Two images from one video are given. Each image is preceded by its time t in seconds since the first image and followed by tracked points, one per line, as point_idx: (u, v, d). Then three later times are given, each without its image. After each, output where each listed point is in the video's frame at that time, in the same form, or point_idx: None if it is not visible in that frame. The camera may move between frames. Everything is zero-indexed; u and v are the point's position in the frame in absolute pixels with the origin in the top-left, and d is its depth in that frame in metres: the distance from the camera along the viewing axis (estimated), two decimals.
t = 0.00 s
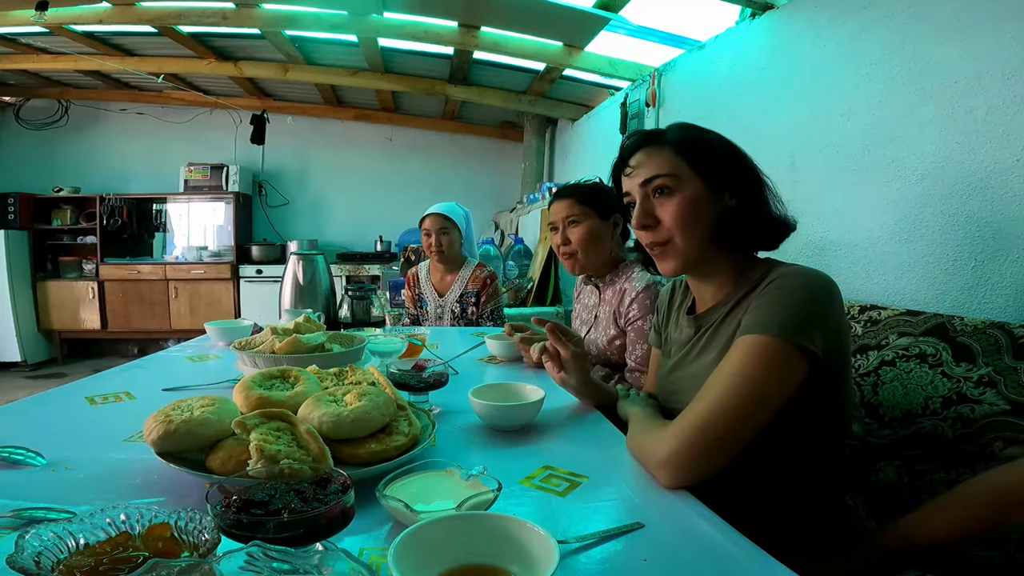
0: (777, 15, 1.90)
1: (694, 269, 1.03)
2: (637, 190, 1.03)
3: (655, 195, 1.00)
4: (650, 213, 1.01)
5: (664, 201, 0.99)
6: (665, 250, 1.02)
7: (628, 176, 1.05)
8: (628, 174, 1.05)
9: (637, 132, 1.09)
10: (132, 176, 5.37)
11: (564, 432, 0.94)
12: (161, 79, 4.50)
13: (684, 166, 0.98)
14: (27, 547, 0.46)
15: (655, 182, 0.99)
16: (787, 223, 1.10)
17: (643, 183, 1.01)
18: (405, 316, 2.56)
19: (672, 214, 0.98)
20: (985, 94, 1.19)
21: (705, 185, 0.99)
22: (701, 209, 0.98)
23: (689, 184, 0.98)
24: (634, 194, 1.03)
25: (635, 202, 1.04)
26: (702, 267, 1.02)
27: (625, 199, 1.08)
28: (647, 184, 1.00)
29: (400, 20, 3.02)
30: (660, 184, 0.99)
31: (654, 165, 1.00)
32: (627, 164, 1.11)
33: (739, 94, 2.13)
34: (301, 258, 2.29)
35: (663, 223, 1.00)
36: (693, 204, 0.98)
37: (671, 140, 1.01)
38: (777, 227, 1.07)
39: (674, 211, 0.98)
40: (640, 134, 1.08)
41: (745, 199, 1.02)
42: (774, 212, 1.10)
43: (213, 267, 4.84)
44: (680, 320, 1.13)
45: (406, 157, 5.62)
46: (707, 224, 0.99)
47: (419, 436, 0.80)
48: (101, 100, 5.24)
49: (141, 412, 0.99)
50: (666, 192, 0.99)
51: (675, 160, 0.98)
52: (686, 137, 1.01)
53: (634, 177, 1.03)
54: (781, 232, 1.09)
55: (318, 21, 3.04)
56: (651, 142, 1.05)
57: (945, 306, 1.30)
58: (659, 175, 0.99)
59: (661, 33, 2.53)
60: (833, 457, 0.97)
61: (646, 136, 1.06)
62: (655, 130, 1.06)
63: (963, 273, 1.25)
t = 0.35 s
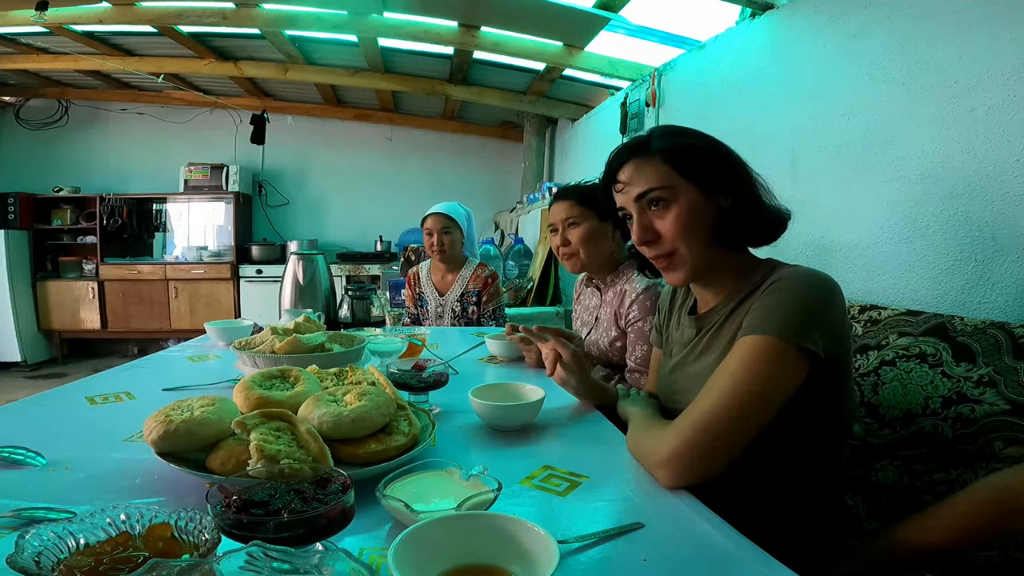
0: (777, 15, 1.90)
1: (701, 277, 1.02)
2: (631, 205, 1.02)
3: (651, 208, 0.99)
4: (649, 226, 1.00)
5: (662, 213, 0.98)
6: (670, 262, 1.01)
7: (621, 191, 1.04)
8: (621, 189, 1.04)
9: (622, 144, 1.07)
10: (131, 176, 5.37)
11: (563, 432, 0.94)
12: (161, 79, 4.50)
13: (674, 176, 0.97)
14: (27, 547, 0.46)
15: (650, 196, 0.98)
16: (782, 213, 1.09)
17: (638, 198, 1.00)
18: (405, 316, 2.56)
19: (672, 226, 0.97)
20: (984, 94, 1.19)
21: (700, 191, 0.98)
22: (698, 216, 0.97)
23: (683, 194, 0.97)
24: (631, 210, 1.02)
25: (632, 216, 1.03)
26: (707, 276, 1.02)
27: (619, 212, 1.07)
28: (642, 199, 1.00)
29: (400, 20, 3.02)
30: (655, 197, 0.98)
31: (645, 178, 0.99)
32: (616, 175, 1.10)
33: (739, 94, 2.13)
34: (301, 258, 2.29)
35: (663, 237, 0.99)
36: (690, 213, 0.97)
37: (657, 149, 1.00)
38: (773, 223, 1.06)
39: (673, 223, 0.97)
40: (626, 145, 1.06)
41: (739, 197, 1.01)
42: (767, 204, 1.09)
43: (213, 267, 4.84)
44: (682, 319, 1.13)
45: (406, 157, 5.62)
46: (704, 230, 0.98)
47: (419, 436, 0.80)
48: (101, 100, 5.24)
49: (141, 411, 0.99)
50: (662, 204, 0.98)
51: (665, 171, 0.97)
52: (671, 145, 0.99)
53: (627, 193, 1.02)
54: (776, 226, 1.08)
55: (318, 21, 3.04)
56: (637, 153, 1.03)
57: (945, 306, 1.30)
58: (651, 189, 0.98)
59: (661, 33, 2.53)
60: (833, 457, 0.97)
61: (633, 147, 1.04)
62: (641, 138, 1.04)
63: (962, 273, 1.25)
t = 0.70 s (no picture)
0: (777, 15, 1.90)
1: (693, 267, 1.02)
2: (635, 186, 1.03)
3: (653, 191, 1.00)
4: (648, 209, 1.01)
5: (663, 197, 0.99)
6: (663, 246, 1.02)
7: (629, 171, 1.06)
8: (629, 170, 1.05)
9: (639, 131, 1.09)
10: (131, 176, 5.37)
11: (563, 432, 0.94)
12: (161, 79, 4.50)
13: (683, 164, 0.98)
14: (27, 547, 0.46)
15: (654, 178, 0.99)
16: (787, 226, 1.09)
17: (642, 179, 1.01)
18: (405, 316, 2.56)
19: (671, 210, 0.98)
20: (984, 95, 1.19)
21: (705, 183, 0.98)
22: (699, 206, 0.98)
23: (687, 182, 0.98)
24: (633, 190, 1.03)
25: (634, 198, 1.04)
26: (699, 266, 1.02)
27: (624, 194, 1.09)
28: (646, 180, 1.01)
29: (400, 20, 3.02)
30: (659, 180, 0.99)
31: (654, 161, 1.00)
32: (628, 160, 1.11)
33: (738, 95, 2.13)
34: (301, 258, 2.29)
35: (661, 219, 1.00)
36: (691, 201, 0.97)
37: (673, 137, 1.01)
38: (776, 231, 1.06)
39: (672, 207, 0.98)
40: (644, 132, 1.09)
41: (745, 198, 1.01)
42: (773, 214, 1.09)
43: (213, 267, 4.84)
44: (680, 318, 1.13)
45: (406, 157, 5.62)
46: (705, 222, 0.99)
47: (419, 436, 0.80)
48: (101, 100, 5.24)
49: (141, 411, 0.99)
50: (664, 188, 0.98)
51: (674, 157, 0.98)
52: (688, 137, 1.01)
53: (634, 172, 1.03)
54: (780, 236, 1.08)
55: (318, 21, 3.04)
56: (652, 140, 1.05)
57: (945, 307, 1.30)
58: (657, 171, 0.99)
59: (661, 33, 2.53)
60: (832, 457, 0.97)
61: (649, 134, 1.06)
62: (656, 129, 1.06)
63: (962, 274, 1.25)
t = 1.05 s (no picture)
0: (777, 15, 1.90)
1: (696, 259, 1.03)
2: (646, 179, 1.04)
3: (663, 183, 1.01)
4: (657, 199, 1.02)
5: (672, 190, 1.00)
6: (670, 237, 1.03)
7: (641, 163, 1.07)
8: (641, 163, 1.07)
9: (653, 125, 1.10)
10: (131, 176, 5.37)
11: (563, 432, 0.94)
12: (161, 79, 4.50)
13: (694, 159, 1.00)
14: (27, 547, 0.46)
15: (665, 170, 1.00)
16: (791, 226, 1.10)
17: (652, 171, 1.02)
18: (405, 316, 2.56)
19: (679, 202, 0.99)
20: (985, 95, 1.19)
21: (713, 179, 1.00)
22: (706, 201, 0.99)
23: (697, 177, 0.99)
24: (643, 181, 1.05)
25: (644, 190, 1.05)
26: (702, 257, 1.03)
27: (634, 187, 1.10)
28: (656, 172, 1.02)
29: (400, 20, 3.02)
30: (669, 172, 1.00)
31: (665, 154, 1.02)
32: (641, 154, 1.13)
33: (739, 94, 2.13)
34: (301, 258, 2.29)
35: (668, 211, 1.01)
36: (698, 194, 0.99)
37: (685, 133, 1.03)
38: (781, 233, 1.06)
39: (680, 198, 0.99)
40: (657, 127, 1.10)
41: (751, 196, 1.03)
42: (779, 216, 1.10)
43: (213, 267, 4.84)
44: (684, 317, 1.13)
45: (406, 157, 5.62)
46: (712, 216, 1.00)
47: (419, 436, 0.80)
48: (101, 100, 5.24)
49: (141, 412, 0.99)
50: (674, 181, 1.00)
51: (685, 151, 1.00)
52: (701, 133, 1.02)
53: (646, 164, 1.05)
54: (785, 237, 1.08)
55: (318, 21, 3.04)
56: (666, 135, 1.07)
57: (944, 306, 1.30)
58: (668, 164, 1.00)
59: (661, 33, 2.53)
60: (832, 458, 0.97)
61: (663, 130, 1.08)
62: (669, 125, 1.08)
63: (962, 274, 1.25)
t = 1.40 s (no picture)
0: (777, 15, 1.90)
1: (715, 252, 1.03)
2: (683, 163, 1.02)
3: (704, 171, 1.00)
4: (697, 185, 1.00)
5: (714, 179, 1.00)
6: (699, 224, 1.00)
7: (676, 147, 1.05)
8: (676, 147, 1.05)
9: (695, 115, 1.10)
10: (131, 176, 5.37)
11: (563, 432, 0.94)
12: (161, 79, 4.50)
13: (733, 157, 1.02)
14: (27, 547, 0.46)
15: (708, 159, 1.00)
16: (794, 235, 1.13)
17: (693, 158, 1.02)
18: (405, 316, 2.56)
19: (720, 193, 0.99)
20: (985, 95, 1.19)
21: (745, 180, 1.03)
22: (741, 198, 1.01)
23: (735, 174, 1.01)
24: (679, 165, 1.02)
25: (678, 174, 1.03)
26: (717, 250, 1.03)
27: (659, 170, 1.07)
28: (696, 159, 1.01)
29: (401, 20, 3.02)
30: (711, 163, 1.00)
31: (707, 145, 1.02)
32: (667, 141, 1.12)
33: (739, 94, 2.13)
34: (301, 258, 2.29)
35: (707, 199, 0.99)
36: (736, 191, 1.00)
37: (724, 129, 1.05)
38: (787, 240, 1.09)
39: (722, 188, 0.99)
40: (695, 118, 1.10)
41: (771, 200, 1.05)
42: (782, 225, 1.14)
43: (213, 267, 4.84)
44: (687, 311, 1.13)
45: (406, 157, 5.62)
46: (741, 213, 1.01)
47: (419, 436, 0.80)
48: (101, 100, 5.24)
49: (142, 412, 0.99)
50: (716, 172, 1.00)
51: (728, 148, 1.02)
52: (738, 134, 1.05)
53: (683, 149, 1.04)
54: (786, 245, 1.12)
55: (318, 21, 3.04)
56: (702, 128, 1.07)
57: (944, 306, 1.30)
58: (711, 155, 1.01)
59: (661, 32, 2.53)
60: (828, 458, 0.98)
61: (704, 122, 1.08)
62: (704, 118, 1.08)
63: (962, 274, 1.25)
